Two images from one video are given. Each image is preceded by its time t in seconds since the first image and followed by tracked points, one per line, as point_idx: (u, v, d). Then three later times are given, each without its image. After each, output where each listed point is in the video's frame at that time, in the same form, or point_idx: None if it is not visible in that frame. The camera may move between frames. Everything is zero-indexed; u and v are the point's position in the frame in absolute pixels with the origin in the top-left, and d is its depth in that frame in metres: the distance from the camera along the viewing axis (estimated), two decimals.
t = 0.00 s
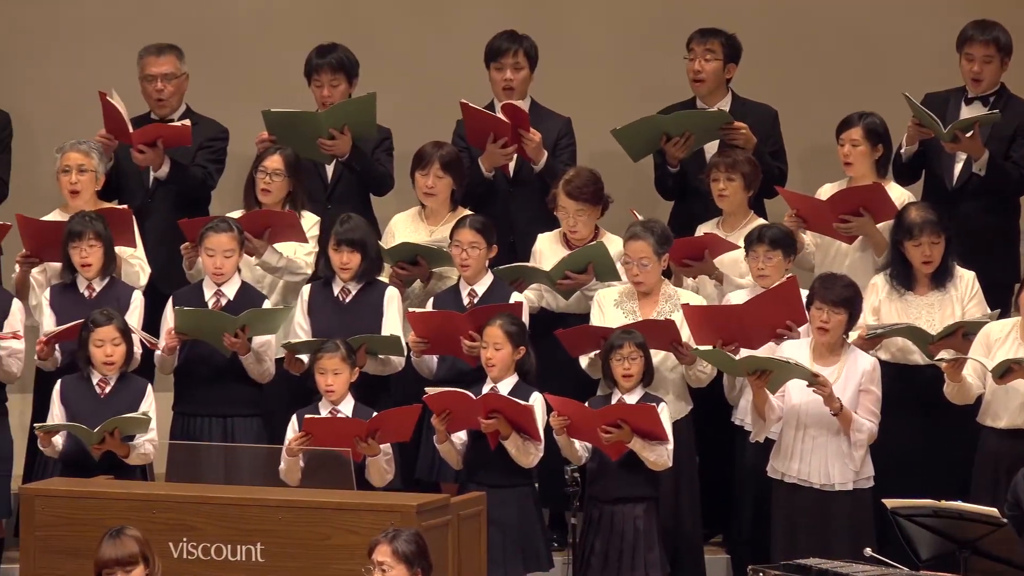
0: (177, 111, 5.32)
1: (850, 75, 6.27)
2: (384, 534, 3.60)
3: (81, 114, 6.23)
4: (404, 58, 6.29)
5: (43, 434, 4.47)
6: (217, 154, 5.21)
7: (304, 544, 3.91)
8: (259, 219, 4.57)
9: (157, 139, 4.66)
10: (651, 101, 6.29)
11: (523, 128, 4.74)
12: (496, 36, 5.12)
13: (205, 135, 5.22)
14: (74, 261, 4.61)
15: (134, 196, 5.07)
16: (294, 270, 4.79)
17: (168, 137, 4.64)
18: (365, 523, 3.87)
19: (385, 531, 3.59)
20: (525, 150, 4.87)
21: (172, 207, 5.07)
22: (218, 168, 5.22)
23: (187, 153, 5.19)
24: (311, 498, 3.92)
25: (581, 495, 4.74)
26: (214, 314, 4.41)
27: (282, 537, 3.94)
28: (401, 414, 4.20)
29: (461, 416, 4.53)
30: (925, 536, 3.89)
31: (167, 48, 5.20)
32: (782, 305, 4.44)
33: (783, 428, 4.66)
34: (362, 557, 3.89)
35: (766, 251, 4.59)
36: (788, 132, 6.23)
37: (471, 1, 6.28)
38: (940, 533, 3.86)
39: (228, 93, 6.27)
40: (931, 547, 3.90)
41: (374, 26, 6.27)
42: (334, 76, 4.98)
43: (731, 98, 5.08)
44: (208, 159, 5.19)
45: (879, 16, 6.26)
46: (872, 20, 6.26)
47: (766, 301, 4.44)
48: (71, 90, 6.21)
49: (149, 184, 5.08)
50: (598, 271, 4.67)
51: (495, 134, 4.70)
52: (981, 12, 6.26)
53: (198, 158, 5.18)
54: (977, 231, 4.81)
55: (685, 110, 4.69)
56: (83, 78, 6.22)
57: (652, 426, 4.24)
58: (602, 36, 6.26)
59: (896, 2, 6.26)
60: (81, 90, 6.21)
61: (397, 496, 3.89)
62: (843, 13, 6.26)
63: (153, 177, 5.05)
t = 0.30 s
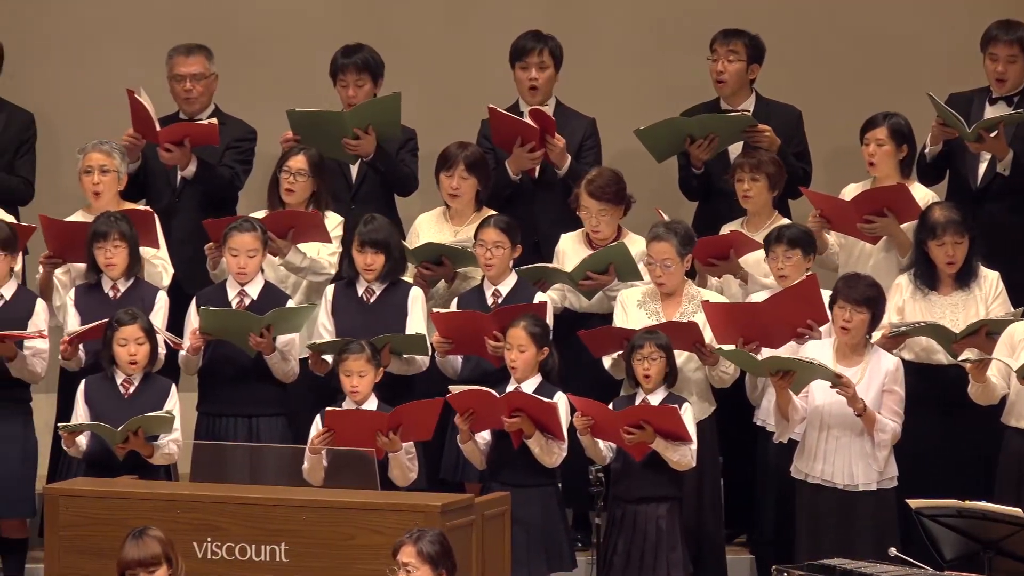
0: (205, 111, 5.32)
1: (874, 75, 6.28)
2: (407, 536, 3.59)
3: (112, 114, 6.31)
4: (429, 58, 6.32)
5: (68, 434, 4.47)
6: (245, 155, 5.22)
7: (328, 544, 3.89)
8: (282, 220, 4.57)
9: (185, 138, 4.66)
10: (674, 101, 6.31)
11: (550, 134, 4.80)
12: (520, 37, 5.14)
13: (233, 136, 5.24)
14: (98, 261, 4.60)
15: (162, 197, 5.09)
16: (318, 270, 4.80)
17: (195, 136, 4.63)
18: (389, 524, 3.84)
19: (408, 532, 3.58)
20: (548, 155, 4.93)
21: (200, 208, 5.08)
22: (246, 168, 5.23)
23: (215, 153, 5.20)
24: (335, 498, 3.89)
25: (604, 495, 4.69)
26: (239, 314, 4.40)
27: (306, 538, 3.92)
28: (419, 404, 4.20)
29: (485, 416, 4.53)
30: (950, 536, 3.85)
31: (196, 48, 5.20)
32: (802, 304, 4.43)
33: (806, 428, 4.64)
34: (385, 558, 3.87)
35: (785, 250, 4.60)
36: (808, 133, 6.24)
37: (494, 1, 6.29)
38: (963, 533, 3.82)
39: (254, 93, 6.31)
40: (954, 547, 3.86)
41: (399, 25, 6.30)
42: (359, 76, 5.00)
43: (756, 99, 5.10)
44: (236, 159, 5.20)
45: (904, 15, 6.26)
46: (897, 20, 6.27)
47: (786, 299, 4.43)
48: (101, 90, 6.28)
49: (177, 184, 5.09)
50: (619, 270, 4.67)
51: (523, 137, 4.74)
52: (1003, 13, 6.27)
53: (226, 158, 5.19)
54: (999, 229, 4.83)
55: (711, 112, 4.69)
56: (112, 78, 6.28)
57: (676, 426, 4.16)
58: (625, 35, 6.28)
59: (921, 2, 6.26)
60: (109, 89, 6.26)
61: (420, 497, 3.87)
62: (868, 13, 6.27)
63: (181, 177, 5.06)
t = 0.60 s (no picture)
0: (234, 111, 5.31)
1: (900, 75, 6.31)
2: (435, 535, 3.53)
3: (140, 114, 6.35)
4: (458, 58, 6.37)
5: (93, 433, 4.47)
6: (273, 155, 5.24)
7: (354, 544, 3.83)
8: (307, 219, 4.57)
9: (213, 138, 4.66)
10: (699, 100, 6.33)
11: (576, 142, 4.81)
12: (547, 37, 5.18)
13: (262, 136, 5.26)
14: (125, 261, 4.61)
15: (191, 197, 5.11)
16: (344, 270, 4.81)
17: (223, 136, 4.64)
18: (415, 524, 3.78)
19: (436, 531, 3.53)
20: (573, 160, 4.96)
21: (228, 208, 5.09)
22: (274, 169, 5.26)
23: (243, 153, 5.22)
24: (361, 498, 3.83)
25: (630, 495, 4.68)
26: (265, 314, 4.39)
27: (332, 538, 3.86)
28: (443, 404, 4.17)
29: (510, 416, 4.53)
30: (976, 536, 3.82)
31: (227, 48, 5.21)
32: (823, 305, 4.42)
33: (832, 429, 4.63)
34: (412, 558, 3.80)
35: (808, 252, 4.59)
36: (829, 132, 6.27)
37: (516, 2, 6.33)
38: (989, 534, 3.79)
39: (282, 91, 6.36)
40: (979, 548, 3.83)
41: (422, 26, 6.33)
42: (385, 75, 5.05)
43: (781, 100, 5.15)
44: (264, 160, 5.23)
45: (931, 15, 6.30)
46: (923, 20, 6.30)
47: (806, 301, 4.42)
48: (130, 89, 6.33)
49: (205, 183, 5.11)
50: (642, 270, 4.66)
51: (550, 144, 4.76)
52: None
53: (254, 159, 5.21)
54: None
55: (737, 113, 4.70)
56: (138, 77, 6.31)
57: (702, 428, 4.13)
58: (653, 34, 6.32)
59: (948, 2, 6.30)
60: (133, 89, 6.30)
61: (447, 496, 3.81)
62: (894, 13, 6.30)
63: (209, 176, 5.09)
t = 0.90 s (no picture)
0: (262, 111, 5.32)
1: (924, 75, 6.31)
2: (460, 535, 3.51)
3: (166, 113, 6.39)
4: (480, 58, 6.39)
5: (117, 433, 4.47)
6: (301, 155, 5.25)
7: (378, 544, 3.81)
8: (330, 219, 4.57)
9: (238, 138, 4.66)
10: (722, 99, 6.34)
11: (601, 145, 4.82)
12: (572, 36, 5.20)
13: (290, 136, 5.27)
14: (150, 262, 4.61)
15: (218, 197, 5.13)
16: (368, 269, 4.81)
17: (248, 137, 4.63)
18: (440, 524, 3.76)
19: (461, 532, 3.50)
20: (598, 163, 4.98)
21: (255, 207, 5.10)
22: (301, 169, 5.27)
23: (271, 153, 5.23)
24: (386, 498, 3.81)
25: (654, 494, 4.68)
26: (290, 314, 4.38)
27: (357, 537, 3.84)
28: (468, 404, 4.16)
29: (535, 416, 4.52)
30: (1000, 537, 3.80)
31: (257, 48, 5.21)
32: (847, 306, 4.40)
33: (857, 428, 4.63)
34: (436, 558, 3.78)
35: (833, 252, 4.59)
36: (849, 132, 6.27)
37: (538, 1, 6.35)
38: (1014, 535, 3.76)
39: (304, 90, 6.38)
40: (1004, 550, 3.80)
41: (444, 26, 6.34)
42: (410, 75, 5.06)
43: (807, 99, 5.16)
44: (291, 160, 5.24)
45: (955, 15, 6.30)
46: (949, 20, 6.31)
47: (830, 301, 4.40)
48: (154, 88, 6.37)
49: (232, 183, 5.12)
50: (665, 270, 4.65)
51: (575, 146, 4.79)
52: None
53: (282, 159, 5.22)
54: None
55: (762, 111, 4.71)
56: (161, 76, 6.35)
57: (729, 429, 4.13)
58: (677, 34, 6.34)
59: (973, 2, 6.31)
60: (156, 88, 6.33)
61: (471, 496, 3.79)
62: (919, 12, 6.31)
63: (236, 177, 5.09)
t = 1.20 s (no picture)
0: (294, 112, 5.32)
1: (947, 76, 6.32)
2: (487, 535, 3.50)
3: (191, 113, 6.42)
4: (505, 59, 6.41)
5: (143, 433, 4.48)
6: (330, 156, 5.27)
7: (403, 544, 3.79)
8: (356, 219, 4.57)
9: (266, 139, 4.67)
10: (745, 100, 6.35)
11: (627, 145, 4.83)
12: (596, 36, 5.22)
13: (320, 137, 5.28)
14: (176, 262, 4.62)
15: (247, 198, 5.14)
16: (393, 269, 4.82)
17: (276, 138, 4.64)
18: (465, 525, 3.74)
19: (488, 532, 3.49)
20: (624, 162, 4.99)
21: (283, 208, 5.13)
22: (330, 170, 5.28)
23: (299, 154, 5.24)
24: (411, 498, 3.80)
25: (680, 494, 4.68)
26: (314, 315, 4.38)
27: (383, 538, 3.82)
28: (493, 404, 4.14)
29: (560, 417, 4.52)
30: None
31: (289, 49, 5.23)
32: (873, 309, 4.39)
33: (883, 428, 4.63)
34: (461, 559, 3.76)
35: (859, 253, 4.59)
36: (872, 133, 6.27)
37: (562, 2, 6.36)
38: None
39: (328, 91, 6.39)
40: None
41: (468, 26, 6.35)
42: (436, 75, 5.08)
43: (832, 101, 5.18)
44: (320, 161, 5.25)
45: (980, 16, 6.31)
46: (973, 21, 6.32)
47: (854, 304, 4.39)
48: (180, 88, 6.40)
49: (262, 184, 5.14)
50: (688, 270, 4.66)
51: (600, 147, 4.80)
52: None
53: (311, 160, 5.24)
54: None
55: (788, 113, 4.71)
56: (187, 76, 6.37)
57: (758, 430, 4.14)
58: (702, 34, 6.36)
59: (998, 3, 6.31)
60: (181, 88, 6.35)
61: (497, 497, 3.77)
62: (945, 12, 6.32)
63: (264, 178, 5.11)
